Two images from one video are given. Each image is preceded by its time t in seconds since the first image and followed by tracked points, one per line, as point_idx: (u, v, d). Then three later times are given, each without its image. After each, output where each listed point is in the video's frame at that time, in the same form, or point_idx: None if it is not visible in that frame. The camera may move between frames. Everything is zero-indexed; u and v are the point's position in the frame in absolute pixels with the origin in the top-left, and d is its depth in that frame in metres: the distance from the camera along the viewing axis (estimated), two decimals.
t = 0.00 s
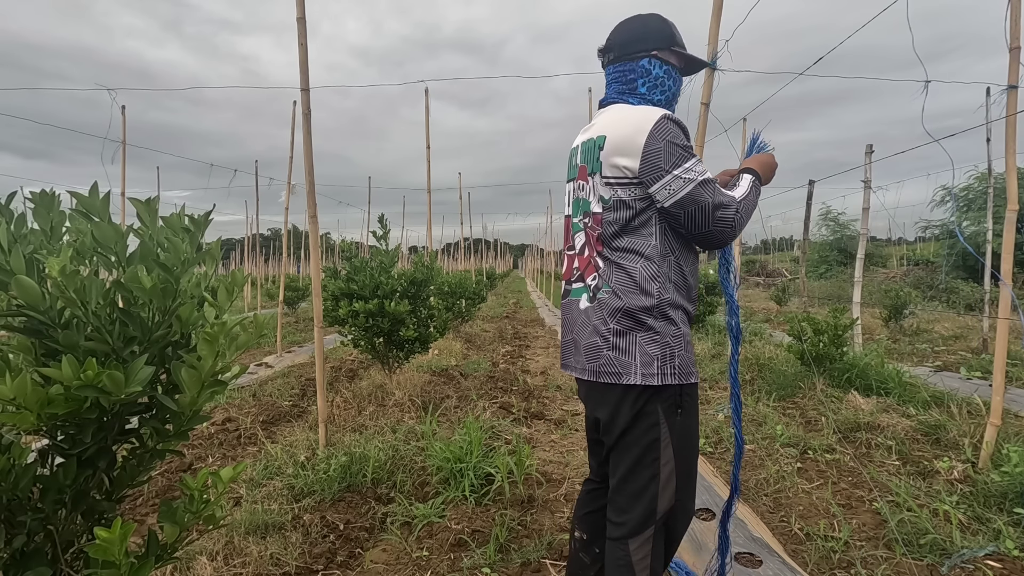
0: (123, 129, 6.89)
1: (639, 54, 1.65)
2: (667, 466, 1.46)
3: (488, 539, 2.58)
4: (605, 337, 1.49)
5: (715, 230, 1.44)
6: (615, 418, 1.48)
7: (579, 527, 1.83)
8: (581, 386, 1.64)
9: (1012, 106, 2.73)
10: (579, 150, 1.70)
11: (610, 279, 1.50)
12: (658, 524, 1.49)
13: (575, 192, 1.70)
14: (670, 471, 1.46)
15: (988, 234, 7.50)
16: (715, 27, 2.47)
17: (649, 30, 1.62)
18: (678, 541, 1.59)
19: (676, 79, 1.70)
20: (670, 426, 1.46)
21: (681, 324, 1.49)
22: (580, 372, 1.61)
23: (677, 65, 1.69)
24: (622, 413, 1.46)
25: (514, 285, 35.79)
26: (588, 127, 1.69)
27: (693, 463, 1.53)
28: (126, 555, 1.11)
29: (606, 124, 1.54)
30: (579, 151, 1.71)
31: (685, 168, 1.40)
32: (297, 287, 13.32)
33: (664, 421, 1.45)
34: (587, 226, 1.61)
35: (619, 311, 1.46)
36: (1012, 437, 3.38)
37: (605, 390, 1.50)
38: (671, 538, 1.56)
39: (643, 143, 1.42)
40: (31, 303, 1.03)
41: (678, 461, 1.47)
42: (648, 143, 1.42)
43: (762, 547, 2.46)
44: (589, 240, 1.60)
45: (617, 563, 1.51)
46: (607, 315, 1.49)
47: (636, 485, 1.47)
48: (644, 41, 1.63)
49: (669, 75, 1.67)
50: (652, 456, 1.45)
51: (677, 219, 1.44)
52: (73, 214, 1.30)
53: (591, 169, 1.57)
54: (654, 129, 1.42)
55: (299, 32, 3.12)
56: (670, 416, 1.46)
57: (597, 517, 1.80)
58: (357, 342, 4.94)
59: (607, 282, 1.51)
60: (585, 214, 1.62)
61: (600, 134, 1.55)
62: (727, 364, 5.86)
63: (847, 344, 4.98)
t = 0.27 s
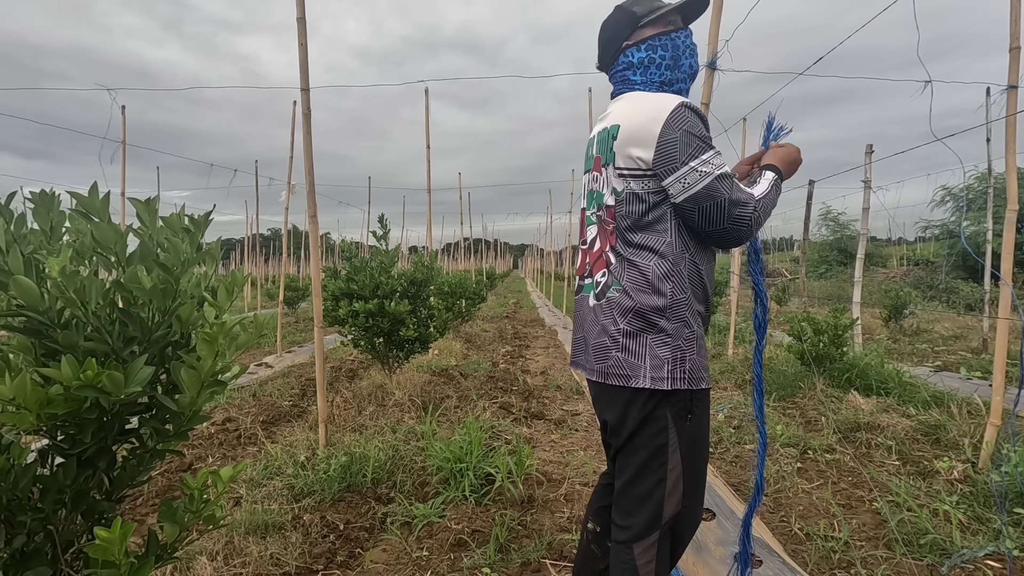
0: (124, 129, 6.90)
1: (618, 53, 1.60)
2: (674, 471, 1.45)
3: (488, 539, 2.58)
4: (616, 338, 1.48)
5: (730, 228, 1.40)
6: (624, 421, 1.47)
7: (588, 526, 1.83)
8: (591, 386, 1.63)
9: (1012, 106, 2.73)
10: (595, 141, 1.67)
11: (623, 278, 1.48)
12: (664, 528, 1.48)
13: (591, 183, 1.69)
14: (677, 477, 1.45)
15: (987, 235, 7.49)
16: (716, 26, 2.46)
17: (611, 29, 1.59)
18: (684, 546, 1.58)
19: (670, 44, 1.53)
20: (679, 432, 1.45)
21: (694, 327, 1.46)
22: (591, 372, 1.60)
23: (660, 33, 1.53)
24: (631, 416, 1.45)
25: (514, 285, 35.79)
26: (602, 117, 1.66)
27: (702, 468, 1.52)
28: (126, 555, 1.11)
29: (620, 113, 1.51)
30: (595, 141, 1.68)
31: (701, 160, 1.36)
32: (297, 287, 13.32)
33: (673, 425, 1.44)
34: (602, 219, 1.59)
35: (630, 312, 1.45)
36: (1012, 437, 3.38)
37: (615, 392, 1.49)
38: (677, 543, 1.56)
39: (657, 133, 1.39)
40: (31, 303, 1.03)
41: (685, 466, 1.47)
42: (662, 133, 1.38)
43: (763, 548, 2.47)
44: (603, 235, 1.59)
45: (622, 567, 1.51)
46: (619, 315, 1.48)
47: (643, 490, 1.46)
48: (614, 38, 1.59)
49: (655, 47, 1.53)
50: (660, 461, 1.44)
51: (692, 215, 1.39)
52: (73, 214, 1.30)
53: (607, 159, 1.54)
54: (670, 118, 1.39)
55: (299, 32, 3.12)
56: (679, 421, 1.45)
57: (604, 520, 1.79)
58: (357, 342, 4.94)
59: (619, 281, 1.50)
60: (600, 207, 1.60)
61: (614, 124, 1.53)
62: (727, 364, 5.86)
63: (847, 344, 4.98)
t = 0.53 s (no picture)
0: (123, 129, 6.91)
1: (631, 37, 1.56)
2: (677, 478, 1.45)
3: (487, 540, 2.58)
4: (621, 341, 1.48)
5: (741, 222, 1.38)
6: (627, 426, 1.47)
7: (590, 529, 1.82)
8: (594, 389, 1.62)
9: (1012, 106, 2.73)
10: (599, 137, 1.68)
11: (628, 281, 1.48)
12: (664, 534, 1.49)
13: (595, 179, 1.69)
14: (678, 483, 1.46)
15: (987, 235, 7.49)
16: (717, 25, 2.46)
17: (629, 9, 1.52)
18: (685, 552, 1.58)
19: (685, 37, 1.52)
20: (682, 438, 1.45)
21: (700, 329, 1.47)
22: (594, 375, 1.60)
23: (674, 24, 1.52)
24: (635, 421, 1.45)
25: (514, 285, 35.79)
26: (606, 111, 1.66)
27: (703, 474, 1.53)
28: (125, 555, 1.11)
29: (625, 108, 1.51)
30: (598, 137, 1.68)
31: (709, 153, 1.35)
32: (297, 287, 13.33)
33: (676, 432, 1.44)
34: (606, 218, 1.59)
35: (636, 315, 1.44)
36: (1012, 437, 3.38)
37: (619, 397, 1.49)
38: (677, 548, 1.56)
39: (665, 125, 1.39)
40: (31, 303, 1.02)
41: (688, 472, 1.47)
42: (670, 126, 1.37)
43: (763, 548, 2.47)
44: (607, 235, 1.58)
45: (621, 572, 1.51)
46: (625, 318, 1.47)
47: (645, 496, 1.46)
48: (629, 20, 1.54)
49: (672, 37, 1.51)
50: (662, 468, 1.44)
51: (702, 208, 1.38)
52: (72, 213, 1.30)
53: (613, 155, 1.55)
54: (678, 111, 1.38)
55: (299, 31, 3.12)
56: (683, 427, 1.45)
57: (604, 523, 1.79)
58: (357, 342, 4.94)
59: (624, 283, 1.49)
60: (604, 205, 1.60)
61: (619, 119, 1.53)
62: (727, 364, 5.86)
63: (847, 344, 4.98)
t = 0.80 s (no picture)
0: (124, 130, 6.93)
1: (638, 36, 1.54)
2: (676, 476, 1.46)
3: (487, 539, 2.58)
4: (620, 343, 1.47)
5: (738, 219, 1.38)
6: (629, 426, 1.47)
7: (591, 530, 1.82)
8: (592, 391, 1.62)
9: (1012, 106, 2.73)
10: (591, 141, 1.67)
11: (627, 282, 1.47)
12: (664, 533, 1.49)
13: (588, 185, 1.68)
14: (678, 481, 1.46)
15: (987, 234, 7.49)
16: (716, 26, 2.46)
17: (644, 7, 1.50)
18: (683, 551, 1.59)
19: (683, 53, 1.56)
20: (682, 436, 1.46)
21: (697, 329, 1.47)
22: (591, 377, 1.59)
23: (680, 42, 1.54)
24: (636, 421, 1.45)
25: (514, 285, 35.79)
26: (598, 116, 1.65)
27: (701, 472, 1.54)
28: (126, 555, 1.11)
29: (618, 114, 1.50)
30: (590, 142, 1.68)
31: (701, 156, 1.35)
32: (297, 287, 13.33)
33: (676, 431, 1.45)
34: (601, 221, 1.59)
35: (636, 317, 1.44)
36: (1012, 437, 3.38)
37: (619, 398, 1.49)
38: (676, 547, 1.56)
39: (658, 131, 1.39)
40: (31, 304, 1.02)
41: (687, 470, 1.47)
42: (663, 132, 1.38)
43: (763, 548, 2.47)
44: (604, 239, 1.57)
45: (621, 571, 1.50)
46: (623, 320, 1.46)
47: (644, 495, 1.46)
48: (640, 20, 1.52)
49: (674, 50, 1.54)
50: (662, 466, 1.45)
51: (698, 211, 1.38)
52: (72, 213, 1.30)
53: (605, 161, 1.54)
54: (669, 116, 1.38)
55: (299, 32, 3.12)
56: (683, 426, 1.46)
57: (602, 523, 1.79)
58: (357, 342, 4.94)
59: (623, 284, 1.48)
60: (599, 209, 1.59)
61: (611, 124, 1.52)
62: (727, 364, 5.86)
63: (847, 344, 4.98)
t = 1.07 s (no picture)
0: (124, 130, 6.94)
1: (601, 62, 1.64)
2: (671, 467, 1.45)
3: (487, 539, 2.58)
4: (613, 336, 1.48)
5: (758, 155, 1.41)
6: (622, 419, 1.47)
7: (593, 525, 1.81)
8: (587, 385, 1.62)
9: (1012, 106, 2.73)
10: (582, 148, 1.66)
11: (622, 278, 1.47)
12: (660, 525, 1.49)
13: (581, 189, 1.66)
14: (674, 472, 1.46)
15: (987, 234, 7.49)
16: (714, 26, 2.47)
17: (595, 38, 1.63)
18: (682, 542, 1.59)
19: (652, 55, 1.61)
20: (676, 428, 1.46)
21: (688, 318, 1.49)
22: (585, 372, 1.60)
23: (644, 47, 1.61)
24: (630, 413, 1.45)
25: (514, 285, 35.79)
26: (587, 125, 1.67)
27: (695, 463, 1.54)
28: (126, 555, 1.11)
29: (609, 123, 1.52)
30: (581, 149, 1.67)
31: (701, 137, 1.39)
32: (297, 287, 13.32)
33: (670, 422, 1.45)
34: (599, 222, 1.56)
35: (630, 310, 1.45)
36: (1012, 437, 3.38)
37: (613, 390, 1.49)
38: (674, 539, 1.55)
39: (657, 128, 1.42)
40: (31, 303, 1.02)
41: (682, 461, 1.47)
42: (659, 129, 1.41)
43: (763, 548, 2.47)
44: (599, 239, 1.56)
45: (619, 563, 1.51)
46: (618, 315, 1.47)
47: (640, 487, 1.46)
48: (598, 48, 1.64)
49: (639, 56, 1.60)
50: (656, 458, 1.45)
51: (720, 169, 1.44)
52: (72, 213, 1.30)
53: (603, 163, 1.52)
54: (663, 112, 1.41)
55: (299, 32, 3.12)
56: (676, 417, 1.45)
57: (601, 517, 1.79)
58: (356, 342, 4.94)
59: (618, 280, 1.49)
60: (596, 211, 1.57)
61: (606, 130, 1.53)
62: (727, 364, 5.86)
63: (847, 344, 4.97)
